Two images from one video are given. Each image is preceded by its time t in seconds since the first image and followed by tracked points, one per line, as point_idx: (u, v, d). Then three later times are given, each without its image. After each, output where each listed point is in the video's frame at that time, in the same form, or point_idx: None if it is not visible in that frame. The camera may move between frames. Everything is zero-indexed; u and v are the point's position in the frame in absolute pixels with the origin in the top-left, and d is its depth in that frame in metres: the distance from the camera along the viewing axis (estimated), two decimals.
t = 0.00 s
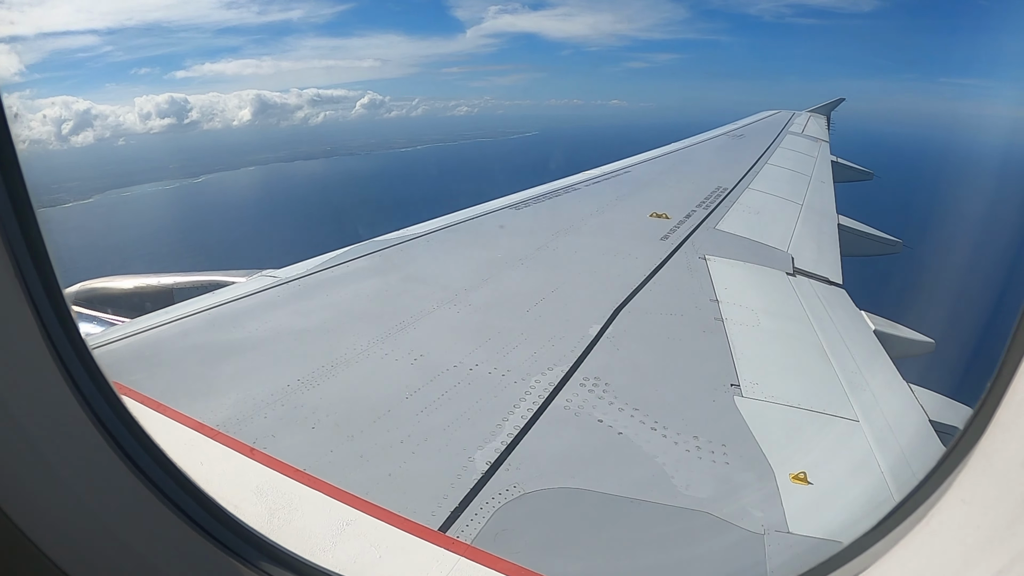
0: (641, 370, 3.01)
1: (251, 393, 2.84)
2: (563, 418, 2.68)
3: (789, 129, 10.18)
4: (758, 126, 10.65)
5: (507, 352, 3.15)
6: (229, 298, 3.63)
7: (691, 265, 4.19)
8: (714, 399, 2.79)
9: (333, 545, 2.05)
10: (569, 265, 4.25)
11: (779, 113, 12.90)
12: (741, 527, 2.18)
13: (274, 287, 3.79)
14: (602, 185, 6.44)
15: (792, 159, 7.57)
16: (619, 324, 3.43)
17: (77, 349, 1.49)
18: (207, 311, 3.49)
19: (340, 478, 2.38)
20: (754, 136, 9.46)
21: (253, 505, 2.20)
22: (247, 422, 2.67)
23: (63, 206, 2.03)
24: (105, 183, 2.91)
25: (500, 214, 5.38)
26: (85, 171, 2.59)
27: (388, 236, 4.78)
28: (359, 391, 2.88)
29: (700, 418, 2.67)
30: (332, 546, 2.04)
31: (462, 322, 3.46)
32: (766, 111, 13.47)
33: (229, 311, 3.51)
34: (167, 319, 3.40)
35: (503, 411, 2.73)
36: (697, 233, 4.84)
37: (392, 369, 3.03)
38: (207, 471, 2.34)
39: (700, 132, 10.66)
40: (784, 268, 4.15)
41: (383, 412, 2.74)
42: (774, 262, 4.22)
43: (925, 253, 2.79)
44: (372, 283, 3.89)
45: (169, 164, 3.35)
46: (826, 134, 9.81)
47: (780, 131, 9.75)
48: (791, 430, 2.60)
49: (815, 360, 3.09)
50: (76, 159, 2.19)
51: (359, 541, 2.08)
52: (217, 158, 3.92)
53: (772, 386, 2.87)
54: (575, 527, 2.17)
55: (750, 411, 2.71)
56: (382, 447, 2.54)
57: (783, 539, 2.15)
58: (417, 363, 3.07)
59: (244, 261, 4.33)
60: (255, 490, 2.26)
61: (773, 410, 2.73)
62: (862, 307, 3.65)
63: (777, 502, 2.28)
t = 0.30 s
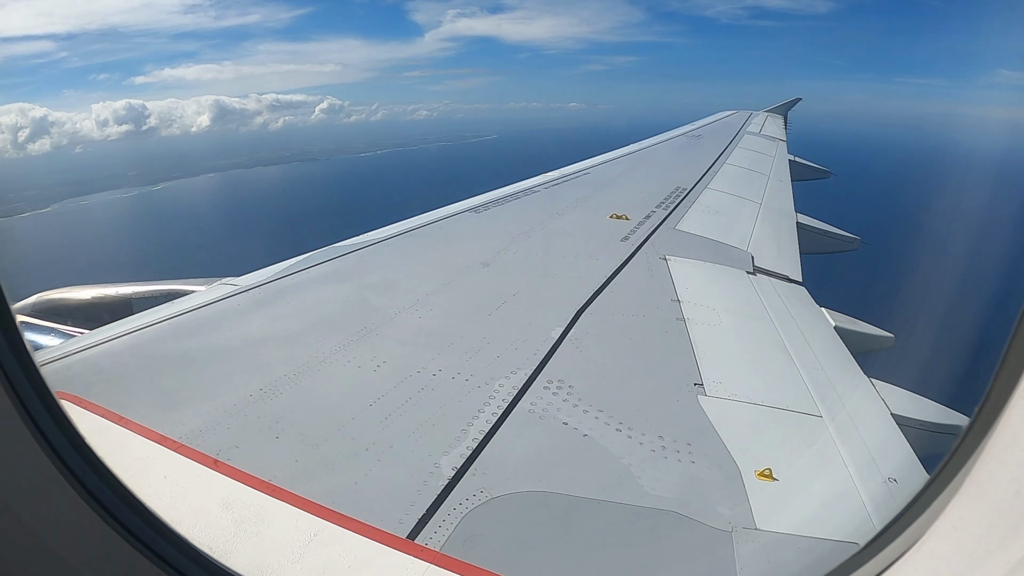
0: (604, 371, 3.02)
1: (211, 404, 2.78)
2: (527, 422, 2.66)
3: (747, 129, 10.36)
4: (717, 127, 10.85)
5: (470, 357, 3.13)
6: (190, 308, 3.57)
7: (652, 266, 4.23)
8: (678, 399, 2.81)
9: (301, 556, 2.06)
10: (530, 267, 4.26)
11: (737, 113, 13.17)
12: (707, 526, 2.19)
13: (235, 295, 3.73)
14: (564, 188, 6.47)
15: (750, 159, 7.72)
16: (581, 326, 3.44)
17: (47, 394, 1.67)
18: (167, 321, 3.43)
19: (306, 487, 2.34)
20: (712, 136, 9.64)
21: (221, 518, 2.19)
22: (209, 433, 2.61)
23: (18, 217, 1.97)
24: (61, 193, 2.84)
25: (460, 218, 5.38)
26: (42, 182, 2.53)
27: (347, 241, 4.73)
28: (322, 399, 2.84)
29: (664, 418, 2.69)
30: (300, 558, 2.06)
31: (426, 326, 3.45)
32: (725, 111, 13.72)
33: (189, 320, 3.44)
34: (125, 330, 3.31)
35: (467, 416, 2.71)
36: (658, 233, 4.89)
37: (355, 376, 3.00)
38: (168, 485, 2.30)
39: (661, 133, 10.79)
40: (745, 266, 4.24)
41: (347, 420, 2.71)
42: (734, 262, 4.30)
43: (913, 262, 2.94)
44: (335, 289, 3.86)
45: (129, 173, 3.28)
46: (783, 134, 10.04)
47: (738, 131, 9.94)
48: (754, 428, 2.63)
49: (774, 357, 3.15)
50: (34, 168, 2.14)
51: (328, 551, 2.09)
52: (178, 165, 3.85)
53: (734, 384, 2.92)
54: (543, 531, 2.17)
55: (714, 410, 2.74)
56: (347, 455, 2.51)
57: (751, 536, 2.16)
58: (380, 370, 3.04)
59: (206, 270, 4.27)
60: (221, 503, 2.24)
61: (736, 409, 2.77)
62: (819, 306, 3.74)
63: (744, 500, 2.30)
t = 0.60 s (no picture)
0: (568, 371, 3.04)
1: (172, 417, 2.72)
2: (493, 425, 2.66)
3: (703, 129, 10.55)
4: (675, 127, 11.04)
5: (434, 361, 3.12)
6: (152, 318, 3.51)
7: (612, 267, 4.27)
8: (642, 398, 2.84)
9: (269, 568, 2.01)
10: (491, 269, 4.28)
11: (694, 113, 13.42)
12: (676, 523, 2.22)
13: (195, 305, 3.66)
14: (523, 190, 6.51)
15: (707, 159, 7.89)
16: (543, 327, 3.45)
17: (33, 421, 1.81)
18: (128, 332, 3.36)
19: (275, 496, 2.31)
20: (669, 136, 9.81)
21: (187, 532, 2.14)
22: (173, 445, 2.55)
23: None
24: (17, 204, 2.75)
25: (419, 222, 5.38)
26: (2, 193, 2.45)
27: (308, 248, 4.70)
28: (286, 407, 2.81)
29: (629, 416, 2.72)
30: (268, 569, 2.01)
31: (390, 331, 3.43)
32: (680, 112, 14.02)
33: (150, 331, 3.37)
34: (84, 343, 3.22)
35: (434, 420, 2.70)
36: (617, 235, 4.94)
37: (319, 383, 2.96)
38: (133, 497, 2.24)
39: (619, 134, 10.95)
40: (704, 266, 4.35)
41: (313, 428, 2.68)
42: (694, 261, 4.40)
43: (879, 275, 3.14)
44: (298, 297, 3.81)
45: (85, 182, 3.20)
46: (739, 133, 10.27)
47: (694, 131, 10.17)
48: (717, 425, 2.68)
49: (732, 355, 3.22)
50: None
51: (297, 562, 2.04)
52: (135, 173, 3.77)
53: (698, 382, 2.97)
54: (513, 532, 2.17)
55: (678, 408, 2.78)
56: (314, 463, 2.48)
57: (719, 531, 2.19)
58: (345, 376, 3.01)
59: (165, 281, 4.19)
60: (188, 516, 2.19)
61: (699, 406, 2.81)
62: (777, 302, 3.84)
63: (711, 495, 2.33)
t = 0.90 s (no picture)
0: (540, 374, 3.04)
1: (141, 431, 2.66)
2: (467, 430, 2.65)
3: (670, 130, 10.66)
4: (642, 128, 11.15)
5: (406, 367, 3.10)
6: (121, 329, 3.44)
7: (582, 269, 4.29)
8: (615, 399, 2.85)
9: None
10: (461, 274, 4.28)
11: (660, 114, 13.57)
12: (653, 523, 2.22)
13: (164, 315, 3.60)
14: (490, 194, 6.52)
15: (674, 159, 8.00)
16: (515, 331, 3.45)
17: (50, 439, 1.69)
18: (96, 344, 3.29)
19: (251, 508, 2.28)
20: (636, 138, 9.90)
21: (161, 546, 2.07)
22: (147, 458, 2.50)
23: None
24: None
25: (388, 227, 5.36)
26: None
27: (278, 255, 4.66)
28: (258, 417, 2.77)
29: (603, 417, 2.73)
30: None
31: (361, 337, 3.41)
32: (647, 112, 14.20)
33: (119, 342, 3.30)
34: (51, 355, 3.13)
35: (408, 425, 2.68)
36: (587, 237, 4.96)
37: (291, 392, 2.93)
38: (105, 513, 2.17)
39: (586, 136, 11.04)
40: (673, 266, 4.41)
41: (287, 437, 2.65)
42: (663, 262, 4.44)
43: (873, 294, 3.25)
44: (267, 305, 3.76)
45: (50, 192, 3.11)
46: (705, 133, 10.42)
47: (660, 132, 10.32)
48: (690, 424, 2.71)
49: (702, 355, 3.25)
50: None
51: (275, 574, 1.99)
52: (102, 181, 3.68)
53: (670, 382, 3.00)
54: (491, 536, 2.16)
55: (651, 409, 2.80)
56: (289, 473, 2.45)
57: (696, 530, 2.21)
58: (317, 385, 2.98)
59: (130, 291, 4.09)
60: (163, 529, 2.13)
61: (672, 406, 2.83)
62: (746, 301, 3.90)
63: (687, 494, 2.35)
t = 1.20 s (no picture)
0: (513, 378, 3.04)
1: (110, 446, 2.60)
2: (441, 436, 2.63)
3: (636, 131, 10.75)
4: (609, 130, 11.21)
5: (378, 374, 3.07)
6: (88, 342, 3.37)
7: (551, 272, 4.30)
8: (588, 401, 2.86)
9: None
10: (431, 279, 4.27)
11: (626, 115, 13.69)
12: (631, 524, 2.23)
13: (132, 328, 3.53)
14: (458, 199, 6.52)
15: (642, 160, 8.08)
16: (487, 335, 3.44)
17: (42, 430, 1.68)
18: (62, 358, 3.22)
19: (227, 520, 2.24)
20: (603, 139, 9.96)
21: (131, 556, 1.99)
22: (118, 474, 2.45)
23: None
24: None
25: (356, 233, 5.32)
26: None
27: (246, 264, 4.60)
28: (230, 429, 2.73)
29: (577, 419, 2.74)
30: None
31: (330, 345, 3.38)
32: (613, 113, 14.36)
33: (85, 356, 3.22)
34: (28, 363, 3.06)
35: (382, 433, 2.66)
36: (557, 239, 4.98)
37: (262, 403, 2.89)
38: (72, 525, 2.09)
39: (553, 138, 11.11)
40: (642, 267, 4.45)
41: (260, 448, 2.61)
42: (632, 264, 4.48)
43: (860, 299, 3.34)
44: (236, 315, 3.71)
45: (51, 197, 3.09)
46: (670, 134, 10.54)
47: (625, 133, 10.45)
48: (665, 424, 2.72)
49: (672, 355, 3.27)
50: None
51: None
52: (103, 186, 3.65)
53: (642, 383, 3.01)
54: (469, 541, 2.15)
55: (624, 410, 2.80)
56: (265, 484, 2.42)
57: (673, 529, 2.22)
58: (289, 394, 2.94)
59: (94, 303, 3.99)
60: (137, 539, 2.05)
61: (645, 406, 2.85)
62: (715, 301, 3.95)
63: (662, 493, 2.36)
